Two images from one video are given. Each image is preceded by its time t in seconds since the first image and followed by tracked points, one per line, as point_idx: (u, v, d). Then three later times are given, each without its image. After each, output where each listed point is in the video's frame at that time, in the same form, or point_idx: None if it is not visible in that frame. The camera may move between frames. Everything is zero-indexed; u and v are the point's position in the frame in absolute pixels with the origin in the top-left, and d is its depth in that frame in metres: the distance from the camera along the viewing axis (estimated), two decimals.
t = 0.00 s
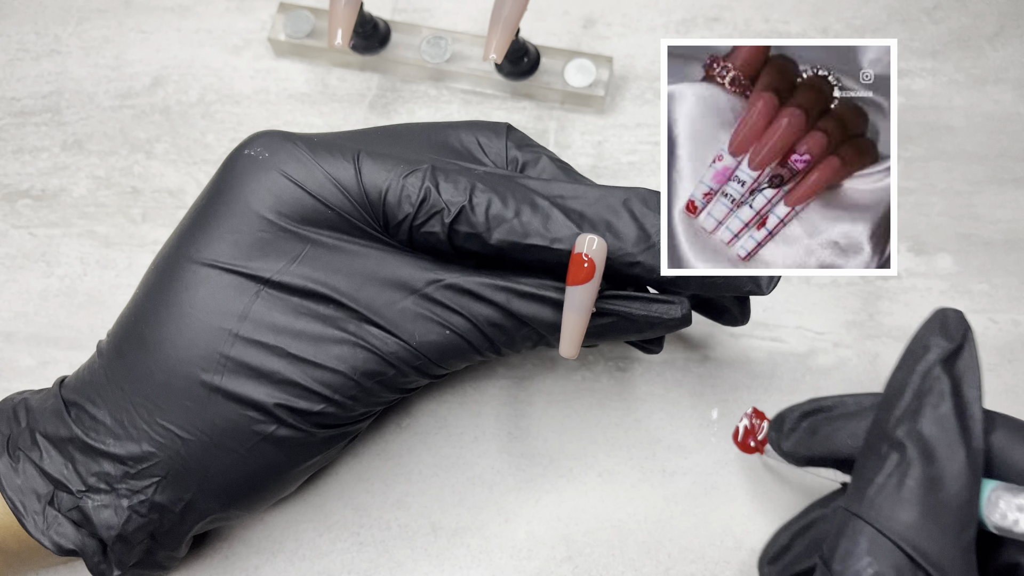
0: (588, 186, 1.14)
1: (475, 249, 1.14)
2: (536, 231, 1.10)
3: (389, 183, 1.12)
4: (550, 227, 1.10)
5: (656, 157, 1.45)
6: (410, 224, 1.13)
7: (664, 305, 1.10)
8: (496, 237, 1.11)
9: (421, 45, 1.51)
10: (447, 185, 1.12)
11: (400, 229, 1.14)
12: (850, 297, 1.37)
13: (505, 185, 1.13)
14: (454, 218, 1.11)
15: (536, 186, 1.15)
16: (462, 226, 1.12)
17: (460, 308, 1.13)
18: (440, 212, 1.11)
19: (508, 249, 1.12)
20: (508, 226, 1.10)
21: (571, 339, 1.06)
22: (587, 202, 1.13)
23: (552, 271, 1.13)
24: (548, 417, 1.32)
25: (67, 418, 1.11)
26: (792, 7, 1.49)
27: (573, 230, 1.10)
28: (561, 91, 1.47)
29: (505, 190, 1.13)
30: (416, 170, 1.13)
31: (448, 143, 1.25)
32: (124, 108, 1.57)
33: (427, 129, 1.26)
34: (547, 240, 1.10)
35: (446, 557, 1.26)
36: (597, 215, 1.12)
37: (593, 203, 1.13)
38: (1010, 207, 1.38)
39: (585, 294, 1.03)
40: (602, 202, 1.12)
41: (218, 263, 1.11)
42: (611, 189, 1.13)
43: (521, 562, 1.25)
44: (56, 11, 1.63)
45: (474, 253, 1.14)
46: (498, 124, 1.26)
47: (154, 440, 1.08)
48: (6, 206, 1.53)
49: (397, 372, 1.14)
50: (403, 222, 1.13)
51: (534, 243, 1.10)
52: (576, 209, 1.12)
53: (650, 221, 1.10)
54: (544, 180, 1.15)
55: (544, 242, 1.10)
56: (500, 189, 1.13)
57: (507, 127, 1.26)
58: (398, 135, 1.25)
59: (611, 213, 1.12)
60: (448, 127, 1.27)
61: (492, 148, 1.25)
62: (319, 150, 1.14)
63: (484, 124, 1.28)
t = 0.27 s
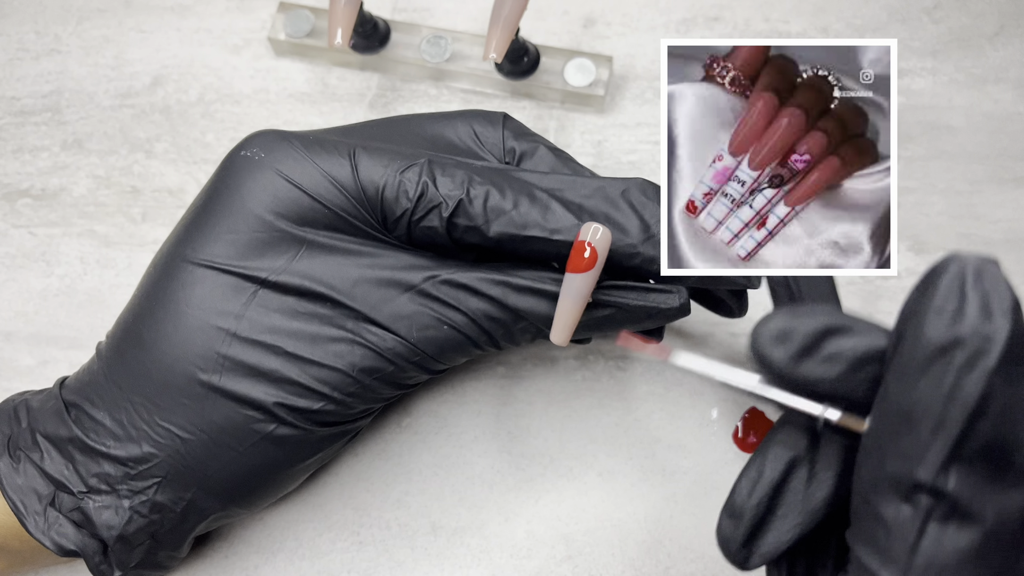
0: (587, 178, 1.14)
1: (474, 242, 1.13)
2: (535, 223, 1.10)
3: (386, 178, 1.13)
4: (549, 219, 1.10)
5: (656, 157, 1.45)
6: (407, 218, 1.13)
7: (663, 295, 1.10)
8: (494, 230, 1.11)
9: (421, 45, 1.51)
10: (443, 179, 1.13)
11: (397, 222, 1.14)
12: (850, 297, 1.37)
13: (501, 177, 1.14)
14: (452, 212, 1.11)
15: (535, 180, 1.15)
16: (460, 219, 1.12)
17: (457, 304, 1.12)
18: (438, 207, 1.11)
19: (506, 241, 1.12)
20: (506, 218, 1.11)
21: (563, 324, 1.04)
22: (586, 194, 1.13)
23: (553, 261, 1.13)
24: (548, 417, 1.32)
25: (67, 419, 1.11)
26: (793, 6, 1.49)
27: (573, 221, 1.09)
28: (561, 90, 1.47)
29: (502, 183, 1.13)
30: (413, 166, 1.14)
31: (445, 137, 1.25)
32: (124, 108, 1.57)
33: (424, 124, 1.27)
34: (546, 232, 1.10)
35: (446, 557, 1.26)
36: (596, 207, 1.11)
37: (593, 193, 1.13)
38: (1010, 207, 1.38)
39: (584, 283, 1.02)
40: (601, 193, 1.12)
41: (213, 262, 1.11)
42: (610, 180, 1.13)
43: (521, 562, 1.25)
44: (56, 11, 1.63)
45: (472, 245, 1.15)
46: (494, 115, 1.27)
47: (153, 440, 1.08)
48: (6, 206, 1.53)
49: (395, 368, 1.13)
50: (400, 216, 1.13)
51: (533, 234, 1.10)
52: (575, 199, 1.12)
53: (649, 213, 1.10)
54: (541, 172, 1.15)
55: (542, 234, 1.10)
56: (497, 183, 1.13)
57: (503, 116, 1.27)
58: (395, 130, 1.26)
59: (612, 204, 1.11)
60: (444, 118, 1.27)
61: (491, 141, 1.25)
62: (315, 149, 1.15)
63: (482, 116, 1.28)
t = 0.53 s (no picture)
0: (586, 219, 1.12)
1: (468, 279, 1.11)
2: (533, 259, 1.08)
3: (382, 211, 1.11)
4: (547, 253, 1.08)
5: (656, 157, 1.44)
6: (403, 255, 1.10)
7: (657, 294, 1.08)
8: (492, 265, 1.09)
9: (420, 44, 1.51)
10: (441, 214, 1.11)
11: (391, 259, 1.11)
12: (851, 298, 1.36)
13: (501, 216, 1.11)
14: (448, 249, 1.08)
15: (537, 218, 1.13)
16: (457, 255, 1.09)
17: (455, 322, 1.13)
18: (434, 243, 1.09)
19: (503, 278, 1.10)
20: (504, 254, 1.08)
21: (567, 346, 1.01)
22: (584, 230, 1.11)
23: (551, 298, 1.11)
24: (547, 418, 1.32)
25: (69, 440, 1.11)
26: (793, 6, 1.49)
27: (570, 259, 1.07)
28: (560, 90, 1.47)
29: (501, 217, 1.11)
30: (413, 198, 1.12)
31: (442, 165, 1.23)
32: (123, 107, 1.57)
33: (422, 147, 1.25)
34: (544, 267, 1.08)
35: (446, 557, 1.26)
36: (596, 246, 1.09)
37: (592, 234, 1.11)
38: (1010, 206, 1.38)
39: (587, 309, 1.01)
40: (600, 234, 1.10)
41: (210, 281, 1.11)
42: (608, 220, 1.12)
43: (521, 562, 1.25)
44: (56, 11, 1.63)
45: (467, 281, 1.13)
46: (495, 148, 1.24)
47: (158, 462, 1.07)
48: (6, 206, 1.53)
49: (395, 384, 1.14)
50: (397, 252, 1.10)
51: (531, 271, 1.08)
52: (574, 238, 1.10)
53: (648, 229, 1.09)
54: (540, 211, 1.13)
55: (540, 270, 1.08)
56: (496, 217, 1.11)
57: (504, 151, 1.24)
58: (390, 156, 1.24)
59: (610, 248, 1.09)
60: (441, 148, 1.24)
61: (491, 172, 1.23)
62: (311, 171, 1.14)
63: (482, 146, 1.25)
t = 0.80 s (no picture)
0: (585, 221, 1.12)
1: (465, 281, 1.11)
2: (533, 261, 1.08)
3: (381, 212, 1.11)
4: (547, 256, 1.08)
5: (656, 157, 1.44)
6: (402, 256, 1.10)
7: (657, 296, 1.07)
8: (491, 267, 1.09)
9: (420, 44, 1.51)
10: (440, 217, 1.11)
11: (389, 260, 1.12)
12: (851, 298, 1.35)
13: (499, 216, 1.11)
14: (447, 251, 1.09)
15: (536, 220, 1.12)
16: (456, 257, 1.09)
17: (454, 324, 1.13)
18: (432, 245, 1.09)
19: (502, 280, 1.10)
20: (503, 256, 1.08)
21: (563, 348, 1.02)
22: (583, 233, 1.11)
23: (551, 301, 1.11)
24: (547, 418, 1.32)
25: (69, 443, 1.11)
26: (793, 6, 1.49)
27: (570, 259, 1.07)
28: (560, 90, 1.47)
29: (500, 219, 1.11)
30: (412, 199, 1.12)
31: (441, 167, 1.23)
32: (123, 108, 1.57)
33: (420, 146, 1.25)
34: (544, 269, 1.08)
35: (446, 558, 1.26)
36: (594, 249, 1.09)
37: (593, 235, 1.11)
38: (1010, 207, 1.38)
39: (586, 311, 1.01)
40: (599, 236, 1.10)
41: (209, 285, 1.11)
42: (605, 223, 1.11)
43: (522, 563, 1.25)
44: (56, 11, 1.63)
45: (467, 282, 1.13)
46: (494, 148, 1.24)
47: (159, 465, 1.08)
48: (6, 206, 1.53)
49: (395, 386, 1.14)
50: (395, 253, 1.10)
51: (531, 272, 1.08)
52: (574, 241, 1.10)
53: (645, 234, 1.09)
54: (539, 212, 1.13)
55: (539, 271, 1.08)
56: (495, 218, 1.11)
57: (503, 149, 1.24)
58: (388, 159, 1.23)
59: (610, 250, 1.09)
60: (439, 149, 1.24)
61: (490, 173, 1.23)
62: (308, 173, 1.14)
63: (481, 146, 1.25)
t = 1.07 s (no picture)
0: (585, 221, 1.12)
1: (464, 280, 1.11)
2: (534, 261, 1.08)
3: (381, 212, 1.11)
4: (547, 256, 1.08)
5: (656, 157, 1.44)
6: (402, 255, 1.10)
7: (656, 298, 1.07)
8: (491, 267, 1.09)
9: (420, 44, 1.51)
10: (440, 217, 1.11)
11: (389, 260, 1.12)
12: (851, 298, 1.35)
13: (499, 215, 1.11)
14: (447, 250, 1.09)
15: (535, 220, 1.13)
16: (456, 256, 1.09)
17: (454, 324, 1.13)
18: (433, 245, 1.09)
19: (502, 279, 1.10)
20: (504, 255, 1.08)
21: (563, 347, 1.02)
22: (583, 234, 1.11)
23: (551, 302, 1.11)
24: (547, 418, 1.32)
25: (68, 443, 1.11)
26: (793, 6, 1.49)
27: (570, 259, 1.07)
28: (560, 90, 1.47)
29: (500, 218, 1.11)
30: (411, 198, 1.12)
31: (441, 167, 1.23)
32: (123, 107, 1.57)
33: (419, 146, 1.25)
34: (544, 269, 1.08)
35: (446, 558, 1.26)
36: (594, 248, 1.09)
37: (593, 235, 1.11)
38: (1010, 207, 1.38)
39: (586, 311, 1.01)
40: (598, 237, 1.11)
41: (208, 285, 1.11)
42: (604, 224, 1.12)
43: (522, 563, 1.25)
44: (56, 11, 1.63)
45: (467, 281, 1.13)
46: (493, 147, 1.24)
47: (158, 465, 1.08)
48: (6, 206, 1.53)
49: (394, 386, 1.14)
50: (395, 253, 1.10)
51: (531, 272, 1.08)
52: (574, 241, 1.10)
53: (643, 236, 1.09)
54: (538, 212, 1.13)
55: (539, 271, 1.08)
56: (495, 218, 1.11)
57: (503, 149, 1.24)
58: (387, 159, 1.23)
59: (610, 250, 1.09)
60: (439, 149, 1.24)
61: (490, 173, 1.22)
62: (308, 173, 1.14)
63: (481, 145, 1.25)
